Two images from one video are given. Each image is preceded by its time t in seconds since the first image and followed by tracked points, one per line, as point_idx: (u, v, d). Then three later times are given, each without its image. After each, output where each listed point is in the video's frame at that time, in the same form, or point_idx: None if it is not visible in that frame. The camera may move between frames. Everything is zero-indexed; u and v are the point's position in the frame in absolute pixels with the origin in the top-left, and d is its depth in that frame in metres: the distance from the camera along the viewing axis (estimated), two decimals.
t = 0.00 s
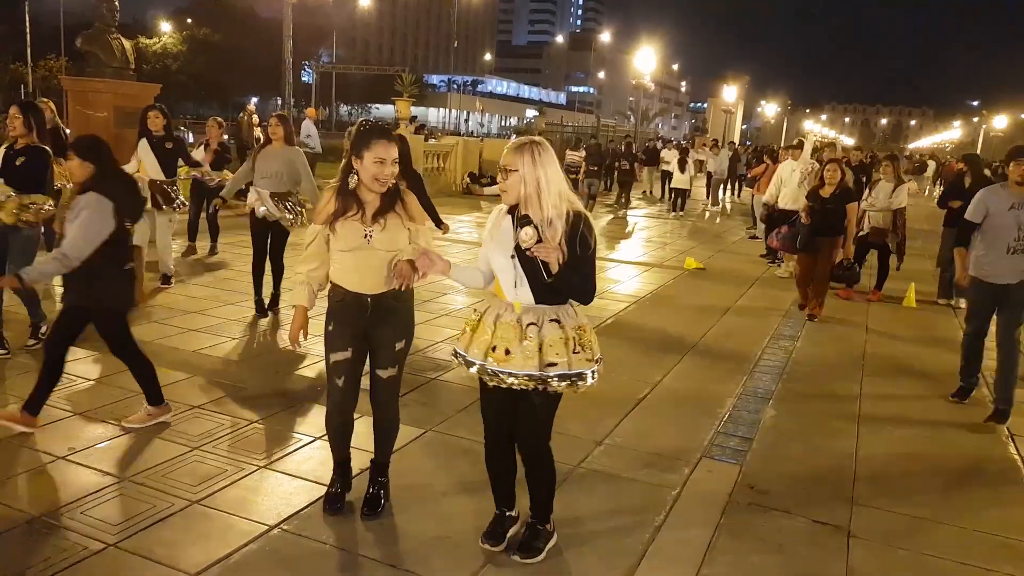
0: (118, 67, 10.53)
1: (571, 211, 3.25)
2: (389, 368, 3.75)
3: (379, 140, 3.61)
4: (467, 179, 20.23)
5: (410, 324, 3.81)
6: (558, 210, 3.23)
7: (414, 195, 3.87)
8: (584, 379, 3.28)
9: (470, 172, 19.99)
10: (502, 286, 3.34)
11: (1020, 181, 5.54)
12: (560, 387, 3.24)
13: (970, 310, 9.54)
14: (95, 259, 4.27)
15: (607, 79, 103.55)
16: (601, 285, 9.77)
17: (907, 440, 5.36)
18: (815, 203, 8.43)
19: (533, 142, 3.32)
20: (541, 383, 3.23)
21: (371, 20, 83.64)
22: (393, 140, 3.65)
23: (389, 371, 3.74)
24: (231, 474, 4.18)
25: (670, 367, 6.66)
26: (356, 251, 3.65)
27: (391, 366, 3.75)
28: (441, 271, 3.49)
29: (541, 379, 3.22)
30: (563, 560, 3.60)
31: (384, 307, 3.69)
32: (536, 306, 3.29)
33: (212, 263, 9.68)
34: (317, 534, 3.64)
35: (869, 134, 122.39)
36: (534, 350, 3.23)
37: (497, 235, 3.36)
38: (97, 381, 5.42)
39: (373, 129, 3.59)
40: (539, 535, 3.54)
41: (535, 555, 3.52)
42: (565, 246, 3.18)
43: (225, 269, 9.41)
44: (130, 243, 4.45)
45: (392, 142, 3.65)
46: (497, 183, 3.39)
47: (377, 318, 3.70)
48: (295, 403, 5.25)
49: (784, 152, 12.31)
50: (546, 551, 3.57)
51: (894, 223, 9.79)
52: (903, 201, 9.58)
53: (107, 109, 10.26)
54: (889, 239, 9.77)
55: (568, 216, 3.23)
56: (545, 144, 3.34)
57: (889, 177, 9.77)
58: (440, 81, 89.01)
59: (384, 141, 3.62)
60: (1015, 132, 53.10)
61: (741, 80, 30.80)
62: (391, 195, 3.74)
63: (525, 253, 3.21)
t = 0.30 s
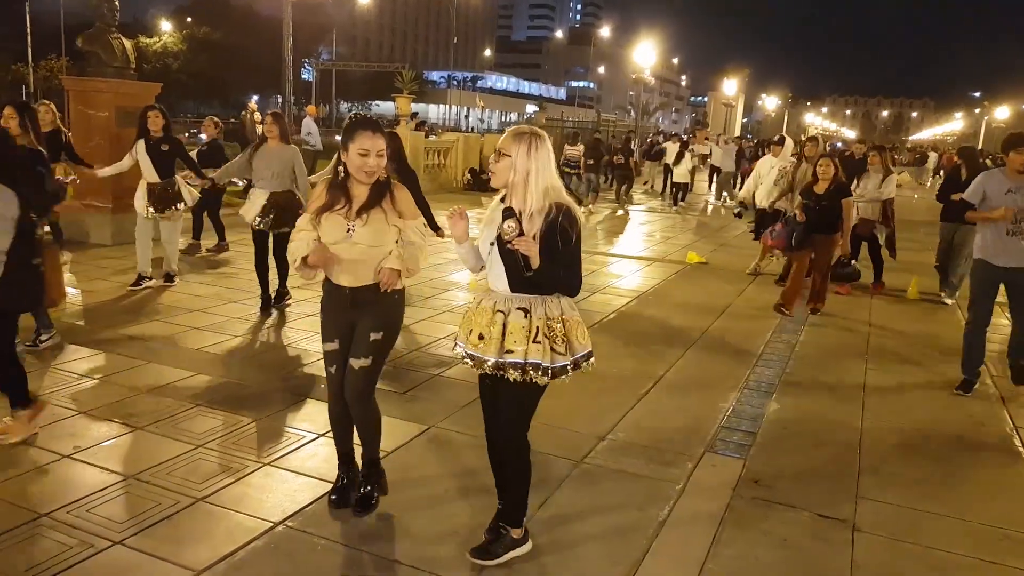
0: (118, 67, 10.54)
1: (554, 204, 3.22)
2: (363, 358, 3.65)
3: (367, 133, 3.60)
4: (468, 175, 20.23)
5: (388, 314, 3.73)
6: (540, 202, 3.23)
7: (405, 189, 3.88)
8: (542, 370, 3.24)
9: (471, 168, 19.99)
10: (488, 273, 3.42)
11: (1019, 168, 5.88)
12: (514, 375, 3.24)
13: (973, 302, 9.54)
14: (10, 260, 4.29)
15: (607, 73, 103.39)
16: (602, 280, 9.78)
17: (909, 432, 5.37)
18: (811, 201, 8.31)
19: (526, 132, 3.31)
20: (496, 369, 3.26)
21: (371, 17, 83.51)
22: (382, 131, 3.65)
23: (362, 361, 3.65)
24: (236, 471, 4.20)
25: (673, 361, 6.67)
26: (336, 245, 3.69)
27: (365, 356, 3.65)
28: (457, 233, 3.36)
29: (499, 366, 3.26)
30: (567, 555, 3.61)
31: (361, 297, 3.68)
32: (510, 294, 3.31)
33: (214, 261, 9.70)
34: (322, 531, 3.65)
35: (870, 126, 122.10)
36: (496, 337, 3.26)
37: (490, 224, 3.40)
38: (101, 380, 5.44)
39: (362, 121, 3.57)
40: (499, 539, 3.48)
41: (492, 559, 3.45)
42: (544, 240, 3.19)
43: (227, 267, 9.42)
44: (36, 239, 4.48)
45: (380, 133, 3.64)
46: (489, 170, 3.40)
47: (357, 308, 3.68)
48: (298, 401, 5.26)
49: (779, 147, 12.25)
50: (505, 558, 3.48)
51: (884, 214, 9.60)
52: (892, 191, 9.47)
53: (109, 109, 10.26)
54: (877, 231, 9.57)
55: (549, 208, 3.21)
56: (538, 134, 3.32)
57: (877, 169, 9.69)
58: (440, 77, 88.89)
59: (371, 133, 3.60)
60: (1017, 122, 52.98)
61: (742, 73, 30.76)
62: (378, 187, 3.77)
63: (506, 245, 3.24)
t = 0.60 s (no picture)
0: (131, 59, 10.56)
1: (567, 201, 3.24)
2: (374, 354, 3.67)
3: (374, 142, 3.59)
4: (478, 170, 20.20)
5: (399, 312, 3.74)
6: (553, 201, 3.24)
7: (417, 185, 3.86)
8: (559, 370, 3.23)
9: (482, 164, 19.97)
10: (503, 273, 3.42)
11: None
12: (531, 376, 3.22)
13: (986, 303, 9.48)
14: None
15: (619, 69, 103.04)
16: (612, 276, 9.76)
17: (921, 432, 5.34)
18: (810, 199, 7.99)
19: (532, 132, 3.30)
20: (512, 370, 3.25)
21: (382, 11, 83.53)
22: (390, 138, 3.63)
23: (373, 356, 3.67)
24: (245, 463, 4.21)
25: (683, 359, 6.65)
26: (348, 239, 3.72)
27: (376, 352, 3.68)
28: (474, 249, 3.39)
29: (516, 366, 3.25)
30: (574, 550, 3.62)
31: (371, 294, 3.70)
32: (526, 294, 3.31)
33: (224, 253, 9.73)
34: (332, 523, 3.67)
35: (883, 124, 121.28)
36: (513, 337, 3.25)
37: (501, 227, 3.37)
38: (113, 371, 5.46)
39: (368, 128, 3.56)
40: (536, 525, 3.58)
41: (531, 545, 3.54)
42: (559, 238, 3.21)
43: (238, 259, 9.44)
44: None
45: (386, 140, 3.62)
46: (498, 173, 3.39)
47: (368, 302, 3.70)
48: (308, 393, 5.27)
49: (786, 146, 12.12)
50: (542, 542, 3.59)
51: (889, 214, 9.34)
52: (898, 190, 9.19)
53: (122, 101, 10.31)
54: (882, 230, 9.33)
55: (563, 207, 3.23)
56: (543, 133, 3.31)
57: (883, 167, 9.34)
58: (451, 71, 88.80)
59: (378, 143, 3.60)
60: None
61: (755, 70, 30.56)
62: (389, 186, 3.76)
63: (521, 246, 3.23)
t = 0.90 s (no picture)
0: (151, 57, 10.65)
1: (597, 196, 3.26)
2: (413, 354, 3.80)
3: (400, 144, 3.59)
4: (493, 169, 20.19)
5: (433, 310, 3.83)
6: (583, 194, 3.24)
7: (442, 183, 3.85)
8: (621, 367, 3.32)
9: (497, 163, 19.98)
10: (534, 276, 3.31)
11: None
12: (598, 376, 3.27)
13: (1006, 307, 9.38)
14: None
15: (635, 69, 102.74)
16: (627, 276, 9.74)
17: (937, 436, 5.30)
18: (817, 202, 7.72)
19: (555, 129, 3.27)
20: (579, 374, 3.25)
21: (399, 10, 83.74)
22: (416, 139, 3.63)
23: (412, 356, 3.80)
24: (259, 459, 4.23)
25: (698, 360, 6.63)
26: (380, 239, 3.70)
27: (415, 352, 3.80)
28: (471, 252, 3.44)
29: (581, 370, 3.25)
30: (583, 550, 3.61)
31: (407, 295, 3.74)
32: (571, 296, 3.30)
33: (242, 250, 9.79)
34: (345, 520, 3.68)
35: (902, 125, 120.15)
36: (574, 340, 3.24)
37: (524, 226, 3.33)
38: (130, 366, 5.51)
39: (397, 129, 3.55)
40: (552, 523, 3.59)
41: (549, 543, 3.56)
42: (592, 232, 3.23)
43: (255, 256, 9.50)
44: None
45: (413, 142, 3.62)
46: (518, 168, 3.37)
47: (403, 301, 3.74)
48: (323, 390, 5.30)
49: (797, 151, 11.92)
50: (559, 540, 3.61)
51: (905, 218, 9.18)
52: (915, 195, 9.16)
53: (141, 98, 10.40)
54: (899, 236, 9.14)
55: (593, 201, 3.24)
56: (565, 130, 3.29)
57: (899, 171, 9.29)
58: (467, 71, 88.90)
59: (404, 144, 3.59)
60: None
61: (773, 70, 30.37)
62: (417, 186, 3.74)
63: (551, 241, 3.25)
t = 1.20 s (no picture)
0: (164, 59, 10.71)
1: (607, 200, 3.24)
2: (429, 355, 3.79)
3: (412, 155, 3.57)
4: (504, 171, 20.20)
5: (448, 313, 3.83)
6: (592, 199, 3.22)
7: (455, 190, 3.88)
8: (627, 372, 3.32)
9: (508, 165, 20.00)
10: (541, 279, 3.31)
11: None
12: (605, 381, 3.27)
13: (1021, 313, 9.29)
14: None
15: (647, 72, 102.62)
16: (638, 280, 9.72)
17: (951, 441, 5.25)
18: (821, 205, 7.38)
19: (563, 133, 3.29)
20: (587, 378, 3.24)
21: (411, 13, 83.99)
22: (428, 149, 3.61)
23: (429, 358, 3.79)
24: (270, 460, 4.24)
25: (708, 364, 6.59)
26: (392, 246, 3.69)
27: (431, 353, 3.79)
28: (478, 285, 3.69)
29: (588, 375, 3.24)
30: (593, 553, 3.60)
31: (423, 299, 3.75)
32: (580, 300, 3.28)
33: (254, 251, 9.82)
34: (355, 522, 3.67)
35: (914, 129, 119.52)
36: (582, 345, 3.22)
37: (535, 230, 3.32)
38: (141, 366, 5.53)
39: (410, 141, 3.53)
40: (563, 525, 3.57)
41: (561, 545, 3.54)
42: (603, 237, 3.19)
43: (267, 257, 9.53)
44: None
45: (425, 153, 3.60)
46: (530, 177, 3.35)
47: (418, 305, 3.74)
48: (333, 391, 5.30)
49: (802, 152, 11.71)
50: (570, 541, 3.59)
51: (917, 223, 8.95)
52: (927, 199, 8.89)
53: (154, 99, 10.46)
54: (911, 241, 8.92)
55: (602, 206, 3.22)
56: (571, 133, 3.31)
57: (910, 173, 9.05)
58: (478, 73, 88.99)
59: (416, 156, 3.57)
60: None
61: (786, 73, 30.27)
62: (428, 194, 3.75)
63: (559, 247, 3.23)
